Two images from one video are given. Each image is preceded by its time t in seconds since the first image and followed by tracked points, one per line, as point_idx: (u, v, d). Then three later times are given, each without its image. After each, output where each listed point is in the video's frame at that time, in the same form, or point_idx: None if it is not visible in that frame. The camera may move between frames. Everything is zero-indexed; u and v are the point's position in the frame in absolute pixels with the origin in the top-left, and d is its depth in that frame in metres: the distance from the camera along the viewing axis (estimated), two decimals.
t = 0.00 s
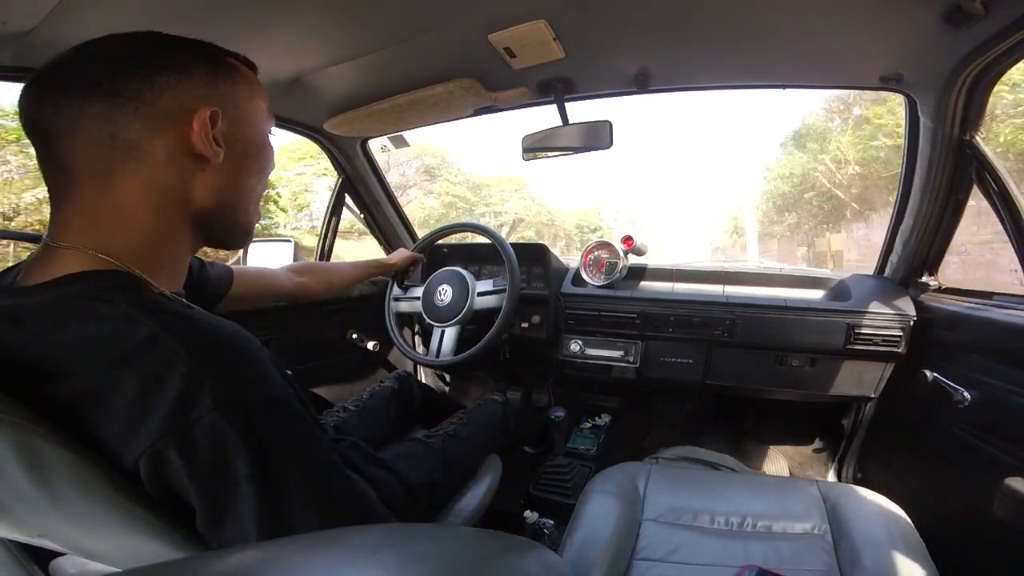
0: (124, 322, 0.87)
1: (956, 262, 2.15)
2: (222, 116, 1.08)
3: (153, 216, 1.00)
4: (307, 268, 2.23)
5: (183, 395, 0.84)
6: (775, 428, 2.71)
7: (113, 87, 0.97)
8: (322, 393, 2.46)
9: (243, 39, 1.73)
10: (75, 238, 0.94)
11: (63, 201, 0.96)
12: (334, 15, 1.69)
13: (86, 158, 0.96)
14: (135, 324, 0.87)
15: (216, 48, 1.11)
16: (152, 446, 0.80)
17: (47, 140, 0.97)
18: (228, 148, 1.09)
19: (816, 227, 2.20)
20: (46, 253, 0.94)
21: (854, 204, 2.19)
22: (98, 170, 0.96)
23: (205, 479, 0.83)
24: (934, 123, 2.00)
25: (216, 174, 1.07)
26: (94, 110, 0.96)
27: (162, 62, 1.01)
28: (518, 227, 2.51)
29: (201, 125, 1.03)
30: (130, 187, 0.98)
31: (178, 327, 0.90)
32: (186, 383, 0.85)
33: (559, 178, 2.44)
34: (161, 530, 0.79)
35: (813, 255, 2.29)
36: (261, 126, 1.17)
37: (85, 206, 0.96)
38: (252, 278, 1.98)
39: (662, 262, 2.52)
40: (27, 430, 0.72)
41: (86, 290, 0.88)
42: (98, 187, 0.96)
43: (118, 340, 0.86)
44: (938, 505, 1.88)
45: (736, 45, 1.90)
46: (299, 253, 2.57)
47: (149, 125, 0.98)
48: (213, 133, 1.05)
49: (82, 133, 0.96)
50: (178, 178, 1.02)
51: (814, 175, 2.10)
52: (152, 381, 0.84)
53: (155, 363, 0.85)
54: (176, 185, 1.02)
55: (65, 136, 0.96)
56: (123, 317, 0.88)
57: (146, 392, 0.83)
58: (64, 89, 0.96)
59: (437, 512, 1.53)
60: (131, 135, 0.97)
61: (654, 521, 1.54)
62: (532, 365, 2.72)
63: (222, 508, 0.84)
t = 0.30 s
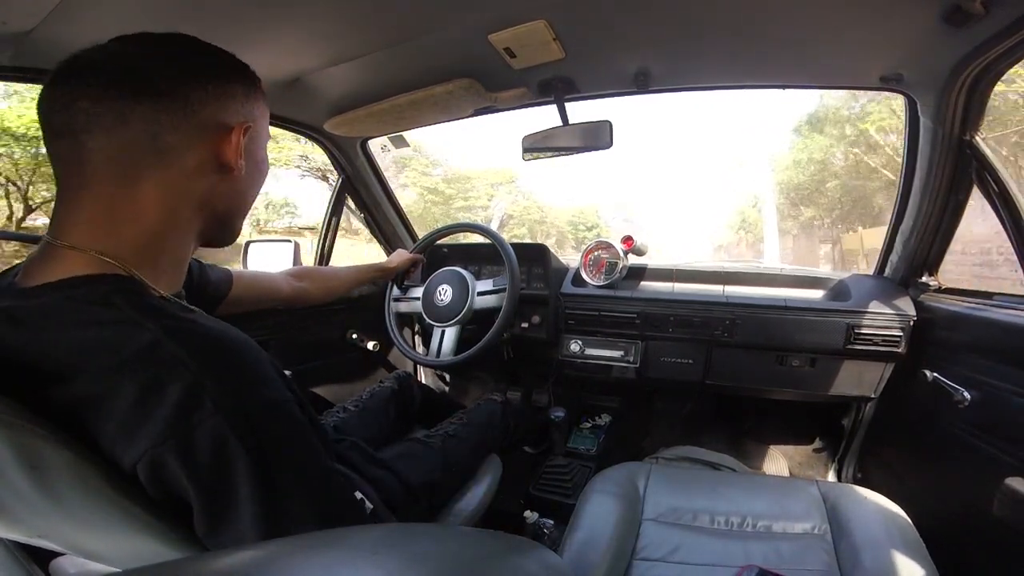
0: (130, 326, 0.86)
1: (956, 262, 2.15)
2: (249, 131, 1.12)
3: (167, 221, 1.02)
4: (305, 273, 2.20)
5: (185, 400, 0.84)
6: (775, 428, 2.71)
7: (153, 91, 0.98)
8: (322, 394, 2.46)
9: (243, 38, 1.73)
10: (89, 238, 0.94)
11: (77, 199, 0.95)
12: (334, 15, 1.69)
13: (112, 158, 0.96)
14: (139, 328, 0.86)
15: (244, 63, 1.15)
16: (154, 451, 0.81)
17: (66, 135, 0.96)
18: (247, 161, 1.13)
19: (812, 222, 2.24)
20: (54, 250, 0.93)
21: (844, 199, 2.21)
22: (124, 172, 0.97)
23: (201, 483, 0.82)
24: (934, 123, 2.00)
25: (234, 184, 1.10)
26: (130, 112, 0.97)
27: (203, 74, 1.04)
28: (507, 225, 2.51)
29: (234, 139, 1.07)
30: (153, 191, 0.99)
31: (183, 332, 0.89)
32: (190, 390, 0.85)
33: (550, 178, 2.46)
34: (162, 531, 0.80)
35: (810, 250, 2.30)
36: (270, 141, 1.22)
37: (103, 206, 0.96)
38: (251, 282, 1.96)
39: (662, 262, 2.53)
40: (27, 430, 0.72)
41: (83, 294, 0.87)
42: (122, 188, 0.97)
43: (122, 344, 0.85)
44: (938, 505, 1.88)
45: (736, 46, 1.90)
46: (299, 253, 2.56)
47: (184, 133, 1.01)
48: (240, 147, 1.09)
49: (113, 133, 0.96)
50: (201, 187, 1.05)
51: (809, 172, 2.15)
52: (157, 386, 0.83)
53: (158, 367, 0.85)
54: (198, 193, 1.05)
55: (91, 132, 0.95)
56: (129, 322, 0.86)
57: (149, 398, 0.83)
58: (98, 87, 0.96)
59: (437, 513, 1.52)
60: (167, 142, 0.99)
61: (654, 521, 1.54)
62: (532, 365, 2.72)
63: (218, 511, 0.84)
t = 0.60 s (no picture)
0: (134, 330, 0.86)
1: (956, 262, 2.15)
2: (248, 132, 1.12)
3: (166, 221, 1.02)
4: (304, 274, 2.20)
5: (191, 402, 0.84)
6: (775, 428, 2.71)
7: (153, 93, 0.98)
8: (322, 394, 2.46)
9: (243, 38, 1.73)
10: (89, 237, 0.94)
11: (77, 199, 0.96)
12: (334, 15, 1.69)
13: (113, 158, 0.96)
14: (143, 331, 0.87)
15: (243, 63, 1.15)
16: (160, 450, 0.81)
17: (68, 136, 0.96)
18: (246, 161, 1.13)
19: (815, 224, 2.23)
20: (54, 249, 0.93)
21: (845, 200, 2.20)
22: (125, 173, 0.97)
23: (203, 484, 0.83)
24: (934, 123, 2.00)
25: (233, 185, 1.10)
26: (130, 114, 0.97)
27: (204, 76, 1.04)
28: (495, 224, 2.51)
29: (233, 139, 1.07)
30: (154, 192, 0.99)
31: (187, 335, 0.89)
32: (195, 392, 0.85)
33: (551, 177, 2.45)
34: (165, 531, 0.80)
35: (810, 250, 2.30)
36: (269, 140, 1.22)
37: (103, 206, 0.96)
38: (251, 282, 1.96)
39: (662, 262, 2.53)
40: (28, 431, 0.72)
41: (86, 295, 0.87)
42: (122, 188, 0.97)
43: (124, 347, 0.85)
44: (938, 505, 1.88)
45: (736, 46, 1.90)
46: (299, 253, 2.56)
47: (183, 134, 1.01)
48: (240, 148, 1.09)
49: (115, 134, 0.96)
50: (200, 187, 1.05)
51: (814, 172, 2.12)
52: (162, 388, 0.84)
53: (161, 370, 0.85)
54: (197, 193, 1.05)
55: (94, 133, 0.96)
56: (133, 325, 0.87)
57: (154, 400, 0.83)
58: (98, 89, 0.96)
59: (437, 513, 1.52)
60: (166, 143, 0.99)
61: (654, 521, 1.54)
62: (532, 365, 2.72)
63: (217, 511, 0.84)
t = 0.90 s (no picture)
0: (133, 329, 0.87)
1: (956, 262, 2.15)
2: (218, 116, 1.09)
3: (145, 215, 1.00)
4: (302, 277, 2.20)
5: (191, 401, 0.84)
6: (775, 428, 2.71)
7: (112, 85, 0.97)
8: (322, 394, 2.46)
9: (243, 38, 1.73)
10: (70, 237, 0.94)
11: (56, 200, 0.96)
12: (335, 15, 1.69)
13: (83, 155, 0.96)
14: (142, 330, 0.87)
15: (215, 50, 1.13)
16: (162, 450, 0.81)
17: (45, 141, 0.98)
18: (222, 147, 1.09)
19: (815, 224, 2.22)
20: (42, 253, 0.94)
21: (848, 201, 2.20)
22: (96, 169, 0.96)
23: (203, 483, 0.83)
24: (934, 123, 2.00)
25: (212, 172, 1.08)
26: (92, 109, 0.96)
27: (159, 64, 1.02)
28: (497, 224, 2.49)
29: (197, 123, 1.04)
30: (124, 184, 0.97)
31: (186, 334, 0.90)
32: (195, 390, 0.85)
33: (560, 177, 2.42)
34: (166, 531, 0.80)
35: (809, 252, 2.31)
36: (254, 127, 1.19)
37: (81, 205, 0.95)
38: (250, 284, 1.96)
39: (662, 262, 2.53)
40: (28, 431, 0.72)
41: (85, 294, 0.88)
42: (92, 183, 0.96)
43: (124, 346, 0.85)
44: (938, 505, 1.88)
45: (736, 46, 1.90)
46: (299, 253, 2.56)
47: (146, 122, 0.99)
48: (208, 132, 1.06)
49: (83, 132, 0.96)
50: (173, 176, 1.02)
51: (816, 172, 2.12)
52: (162, 388, 0.84)
53: (161, 369, 0.85)
54: (171, 183, 1.02)
55: (65, 135, 0.96)
56: (132, 324, 0.87)
57: (155, 399, 0.83)
58: (62, 89, 0.96)
59: (437, 513, 1.52)
60: (129, 132, 0.97)
61: (654, 521, 1.54)
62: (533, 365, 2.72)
63: (220, 510, 0.84)
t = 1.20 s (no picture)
0: (135, 325, 0.86)
1: (956, 262, 2.15)
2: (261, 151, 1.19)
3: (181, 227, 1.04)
4: (301, 282, 2.19)
5: (193, 399, 0.84)
6: (775, 428, 2.71)
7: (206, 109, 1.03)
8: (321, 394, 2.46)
9: (243, 38, 1.73)
10: (113, 238, 0.95)
11: (112, 198, 0.95)
12: (335, 15, 1.69)
13: (158, 164, 0.98)
14: (143, 326, 0.86)
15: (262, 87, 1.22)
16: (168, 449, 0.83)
17: (106, 135, 0.96)
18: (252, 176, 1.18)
19: (818, 224, 2.20)
20: (72, 246, 0.92)
21: (855, 204, 2.18)
22: (166, 180, 0.99)
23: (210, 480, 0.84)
24: (934, 123, 2.00)
25: (231, 198, 1.15)
26: (181, 124, 1.00)
27: (237, 94, 1.09)
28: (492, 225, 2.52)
29: (252, 158, 1.14)
30: (187, 200, 1.02)
31: (186, 328, 0.88)
32: (197, 388, 0.85)
33: (555, 180, 2.46)
34: (166, 529, 0.82)
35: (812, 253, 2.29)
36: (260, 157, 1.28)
37: (145, 211, 0.98)
38: (247, 289, 1.94)
39: (662, 262, 2.53)
40: (29, 432, 0.72)
41: (88, 288, 0.88)
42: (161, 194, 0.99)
43: (125, 342, 0.84)
44: (939, 505, 1.88)
45: (735, 46, 1.90)
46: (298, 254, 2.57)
47: (220, 149, 1.06)
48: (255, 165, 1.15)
49: (158, 136, 0.98)
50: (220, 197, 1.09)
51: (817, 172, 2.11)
52: (164, 385, 0.84)
53: (162, 365, 0.84)
54: (215, 201, 1.09)
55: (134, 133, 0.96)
56: (133, 321, 0.86)
57: (157, 397, 0.83)
58: (153, 97, 0.98)
59: (437, 513, 1.52)
60: (207, 155, 1.04)
61: (654, 521, 1.54)
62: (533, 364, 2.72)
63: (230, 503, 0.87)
